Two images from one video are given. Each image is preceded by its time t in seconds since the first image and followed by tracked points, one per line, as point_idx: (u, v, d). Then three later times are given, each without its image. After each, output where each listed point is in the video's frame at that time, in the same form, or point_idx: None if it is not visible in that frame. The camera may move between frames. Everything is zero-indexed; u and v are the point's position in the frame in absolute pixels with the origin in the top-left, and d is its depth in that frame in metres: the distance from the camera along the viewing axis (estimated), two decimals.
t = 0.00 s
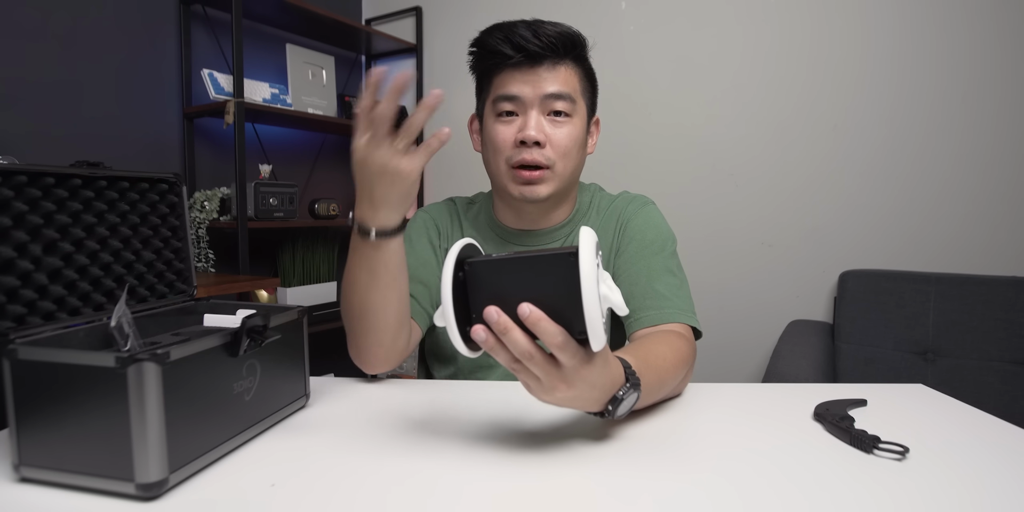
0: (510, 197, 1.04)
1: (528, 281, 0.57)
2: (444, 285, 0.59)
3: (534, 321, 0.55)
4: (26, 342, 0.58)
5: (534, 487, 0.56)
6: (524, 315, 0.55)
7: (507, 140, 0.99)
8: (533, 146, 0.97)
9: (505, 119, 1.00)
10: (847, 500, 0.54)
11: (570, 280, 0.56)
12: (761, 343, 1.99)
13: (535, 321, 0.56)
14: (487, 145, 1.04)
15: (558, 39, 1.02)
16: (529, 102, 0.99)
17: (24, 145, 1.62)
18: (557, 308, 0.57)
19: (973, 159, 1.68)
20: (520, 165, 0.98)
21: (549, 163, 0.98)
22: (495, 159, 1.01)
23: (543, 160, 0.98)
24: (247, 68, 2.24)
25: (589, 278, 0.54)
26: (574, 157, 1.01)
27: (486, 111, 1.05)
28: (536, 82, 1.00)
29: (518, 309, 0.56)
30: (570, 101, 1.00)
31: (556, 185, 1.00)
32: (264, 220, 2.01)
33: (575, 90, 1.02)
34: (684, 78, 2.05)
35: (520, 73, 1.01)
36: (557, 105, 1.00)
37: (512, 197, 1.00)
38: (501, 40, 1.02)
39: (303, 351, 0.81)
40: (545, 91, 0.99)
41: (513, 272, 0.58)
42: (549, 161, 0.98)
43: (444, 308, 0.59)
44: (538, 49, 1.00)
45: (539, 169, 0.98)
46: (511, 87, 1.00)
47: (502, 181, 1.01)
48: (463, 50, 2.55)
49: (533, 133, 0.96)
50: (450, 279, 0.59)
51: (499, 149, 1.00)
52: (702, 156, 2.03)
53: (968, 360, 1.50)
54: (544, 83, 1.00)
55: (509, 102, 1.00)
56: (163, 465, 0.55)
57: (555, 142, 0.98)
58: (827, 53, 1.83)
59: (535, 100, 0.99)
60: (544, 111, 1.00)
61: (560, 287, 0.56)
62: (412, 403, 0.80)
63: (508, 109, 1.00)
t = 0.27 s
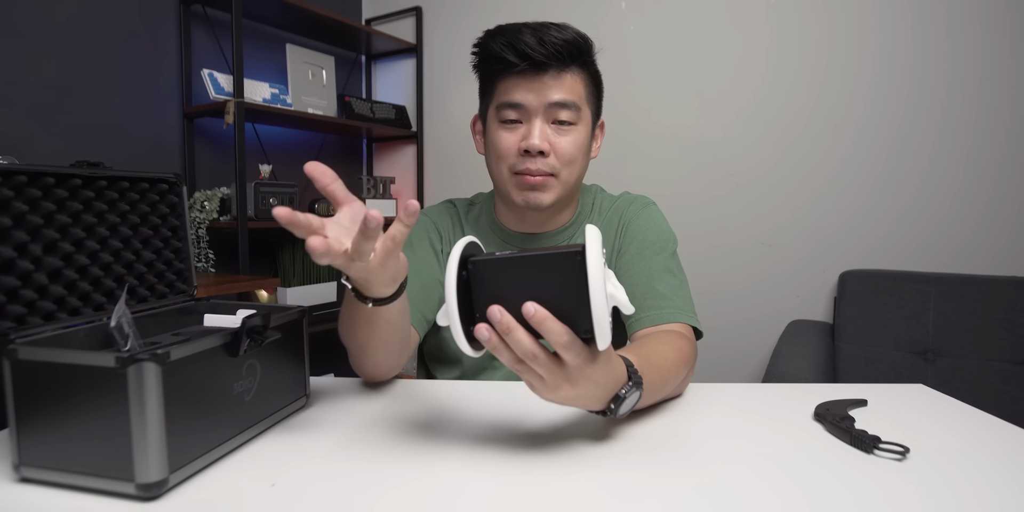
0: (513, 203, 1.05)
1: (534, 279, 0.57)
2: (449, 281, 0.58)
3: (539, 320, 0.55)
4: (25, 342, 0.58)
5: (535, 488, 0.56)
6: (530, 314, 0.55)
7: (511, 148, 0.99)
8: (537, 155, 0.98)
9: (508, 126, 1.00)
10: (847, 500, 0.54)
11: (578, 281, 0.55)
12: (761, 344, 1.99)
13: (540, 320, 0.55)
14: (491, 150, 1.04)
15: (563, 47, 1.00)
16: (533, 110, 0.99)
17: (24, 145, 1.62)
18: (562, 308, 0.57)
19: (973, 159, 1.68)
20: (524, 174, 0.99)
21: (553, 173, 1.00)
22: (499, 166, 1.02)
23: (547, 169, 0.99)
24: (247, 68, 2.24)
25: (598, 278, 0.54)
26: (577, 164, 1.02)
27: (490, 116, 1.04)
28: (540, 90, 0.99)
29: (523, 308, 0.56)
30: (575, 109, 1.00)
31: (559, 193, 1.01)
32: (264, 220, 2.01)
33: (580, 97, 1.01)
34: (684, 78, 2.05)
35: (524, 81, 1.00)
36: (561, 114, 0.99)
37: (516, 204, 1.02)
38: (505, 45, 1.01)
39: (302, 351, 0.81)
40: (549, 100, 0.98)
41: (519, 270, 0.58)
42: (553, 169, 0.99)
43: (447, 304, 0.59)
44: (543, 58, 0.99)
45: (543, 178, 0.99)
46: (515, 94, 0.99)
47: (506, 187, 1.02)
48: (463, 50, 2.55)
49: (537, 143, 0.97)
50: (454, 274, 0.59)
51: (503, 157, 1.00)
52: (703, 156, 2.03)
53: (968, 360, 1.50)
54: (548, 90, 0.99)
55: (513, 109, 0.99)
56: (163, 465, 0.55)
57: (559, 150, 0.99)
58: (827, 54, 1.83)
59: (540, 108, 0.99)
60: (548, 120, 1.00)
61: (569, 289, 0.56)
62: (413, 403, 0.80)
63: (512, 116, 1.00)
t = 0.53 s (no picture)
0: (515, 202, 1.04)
1: (540, 288, 0.56)
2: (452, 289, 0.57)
3: (547, 327, 0.55)
4: (26, 342, 0.58)
5: (535, 489, 0.56)
6: (538, 322, 0.55)
7: (514, 145, 0.99)
8: (541, 153, 0.98)
9: (512, 123, 1.00)
10: (847, 500, 0.54)
11: (583, 285, 0.55)
12: (761, 344, 1.99)
13: (547, 327, 0.55)
14: (493, 146, 1.04)
15: (569, 42, 1.01)
16: (537, 107, 0.99)
17: (24, 145, 1.62)
18: (569, 315, 0.57)
19: (973, 159, 1.68)
20: (527, 171, 0.99)
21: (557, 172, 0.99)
22: (502, 163, 1.01)
23: (551, 166, 0.98)
24: (247, 68, 2.24)
25: (607, 282, 0.54)
26: (581, 162, 1.02)
27: (491, 113, 1.04)
28: (544, 86, 0.99)
29: (529, 316, 0.55)
30: (579, 106, 0.99)
31: (563, 191, 1.01)
32: (264, 220, 2.00)
33: (584, 94, 1.01)
34: (684, 78, 2.05)
35: (529, 78, 0.99)
36: (566, 110, 0.99)
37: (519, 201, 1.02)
38: (510, 42, 1.01)
39: (302, 353, 0.80)
40: (554, 96, 0.98)
41: (523, 279, 0.56)
42: (557, 167, 0.99)
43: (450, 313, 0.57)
44: (549, 54, 0.99)
45: (546, 176, 0.99)
46: (519, 90, 0.99)
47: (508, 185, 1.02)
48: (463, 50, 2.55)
49: (542, 140, 0.97)
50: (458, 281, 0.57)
51: (506, 153, 1.00)
52: (703, 156, 2.03)
53: (968, 361, 1.50)
54: (553, 87, 0.98)
55: (517, 106, 0.99)
56: (163, 465, 0.55)
57: (563, 148, 0.99)
58: (827, 53, 1.83)
59: (544, 105, 0.98)
60: (552, 117, 0.99)
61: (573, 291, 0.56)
62: (412, 403, 0.80)
63: (515, 112, 1.00)
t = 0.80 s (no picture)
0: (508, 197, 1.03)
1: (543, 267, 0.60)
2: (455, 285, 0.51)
3: (557, 302, 0.56)
4: (25, 342, 0.58)
5: (535, 489, 0.56)
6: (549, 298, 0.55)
7: (509, 138, 0.98)
8: (536, 145, 0.97)
9: (506, 118, 1.00)
10: (847, 501, 0.54)
11: (572, 251, 0.64)
12: (761, 344, 1.99)
13: (558, 302, 0.56)
14: (487, 141, 1.03)
15: (564, 38, 1.01)
16: (531, 101, 0.99)
17: (24, 145, 1.62)
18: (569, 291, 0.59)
19: (973, 159, 1.68)
20: (522, 164, 0.98)
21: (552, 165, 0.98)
22: (496, 157, 1.00)
23: (546, 159, 0.98)
24: (247, 68, 2.24)
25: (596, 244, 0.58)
26: (575, 156, 1.01)
27: (486, 108, 1.04)
28: (538, 81, 1.00)
29: (538, 296, 0.56)
30: (572, 101, 1.00)
31: (557, 185, 1.00)
32: (264, 220, 2.01)
33: (576, 90, 1.02)
34: (684, 78, 2.05)
35: (523, 72, 1.00)
36: (559, 105, 0.99)
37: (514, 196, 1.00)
38: (505, 36, 1.01)
39: (302, 353, 0.80)
40: (548, 91, 0.99)
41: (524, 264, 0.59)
42: (552, 160, 0.98)
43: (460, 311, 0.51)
44: (544, 48, 1.00)
45: (541, 169, 0.98)
46: (514, 85, 1.00)
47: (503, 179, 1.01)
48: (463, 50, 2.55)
49: (537, 131, 0.96)
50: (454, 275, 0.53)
51: (501, 147, 0.99)
52: (702, 156, 2.03)
53: (968, 361, 1.50)
54: (546, 82, 0.99)
55: (512, 100, 0.99)
56: (162, 465, 0.55)
57: (558, 141, 0.98)
58: (827, 53, 1.83)
59: (538, 99, 0.99)
60: (546, 111, 0.99)
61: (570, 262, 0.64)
62: (412, 403, 0.80)
63: (510, 107, 1.00)
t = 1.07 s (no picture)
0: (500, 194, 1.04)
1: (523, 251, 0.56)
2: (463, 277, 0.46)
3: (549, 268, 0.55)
4: (26, 342, 0.58)
5: (536, 488, 0.56)
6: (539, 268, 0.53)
7: (498, 135, 0.98)
8: (524, 141, 0.97)
9: (494, 115, 1.00)
10: (847, 501, 0.54)
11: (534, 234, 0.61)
12: (762, 344, 1.99)
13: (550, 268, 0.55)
14: (477, 139, 1.03)
15: (548, 35, 1.01)
16: (518, 98, 0.98)
17: (24, 145, 1.62)
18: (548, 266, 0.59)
19: (973, 159, 1.68)
20: (512, 161, 0.98)
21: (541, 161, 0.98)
22: (486, 154, 1.00)
23: (535, 155, 0.98)
24: (247, 68, 2.24)
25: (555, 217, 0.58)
26: (564, 152, 1.01)
27: (477, 107, 1.04)
28: (526, 78, 0.99)
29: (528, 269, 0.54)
30: (560, 97, 0.99)
31: (547, 180, 1.00)
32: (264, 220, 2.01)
33: (564, 86, 1.01)
34: (685, 78, 2.05)
35: (510, 69, 1.00)
36: (547, 101, 0.99)
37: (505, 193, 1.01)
38: (491, 36, 1.01)
39: (302, 354, 0.80)
40: (535, 88, 0.98)
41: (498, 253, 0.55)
42: (541, 156, 0.98)
43: (488, 294, 0.46)
44: (529, 45, 0.99)
45: (531, 166, 0.98)
46: (501, 82, 0.99)
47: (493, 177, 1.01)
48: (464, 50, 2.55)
49: (525, 128, 0.96)
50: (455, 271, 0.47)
51: (490, 144, 0.99)
52: (702, 156, 2.03)
53: (968, 361, 1.50)
54: (534, 79, 0.99)
55: (499, 98, 0.99)
56: (163, 465, 0.55)
57: (546, 136, 0.98)
58: (827, 53, 1.83)
59: (526, 96, 0.98)
60: (534, 107, 0.99)
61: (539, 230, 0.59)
62: (412, 402, 0.80)
63: (498, 104, 0.99)
